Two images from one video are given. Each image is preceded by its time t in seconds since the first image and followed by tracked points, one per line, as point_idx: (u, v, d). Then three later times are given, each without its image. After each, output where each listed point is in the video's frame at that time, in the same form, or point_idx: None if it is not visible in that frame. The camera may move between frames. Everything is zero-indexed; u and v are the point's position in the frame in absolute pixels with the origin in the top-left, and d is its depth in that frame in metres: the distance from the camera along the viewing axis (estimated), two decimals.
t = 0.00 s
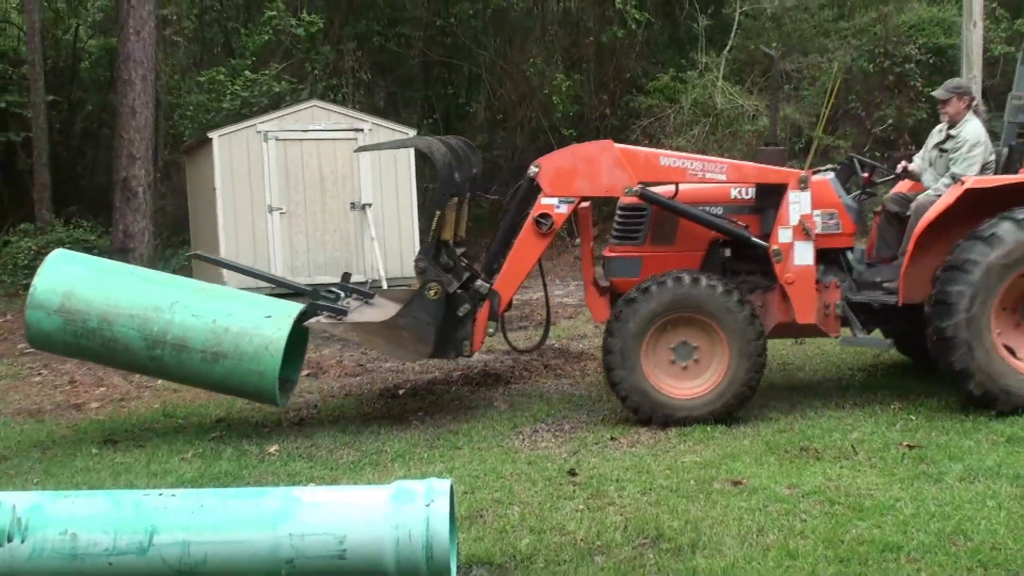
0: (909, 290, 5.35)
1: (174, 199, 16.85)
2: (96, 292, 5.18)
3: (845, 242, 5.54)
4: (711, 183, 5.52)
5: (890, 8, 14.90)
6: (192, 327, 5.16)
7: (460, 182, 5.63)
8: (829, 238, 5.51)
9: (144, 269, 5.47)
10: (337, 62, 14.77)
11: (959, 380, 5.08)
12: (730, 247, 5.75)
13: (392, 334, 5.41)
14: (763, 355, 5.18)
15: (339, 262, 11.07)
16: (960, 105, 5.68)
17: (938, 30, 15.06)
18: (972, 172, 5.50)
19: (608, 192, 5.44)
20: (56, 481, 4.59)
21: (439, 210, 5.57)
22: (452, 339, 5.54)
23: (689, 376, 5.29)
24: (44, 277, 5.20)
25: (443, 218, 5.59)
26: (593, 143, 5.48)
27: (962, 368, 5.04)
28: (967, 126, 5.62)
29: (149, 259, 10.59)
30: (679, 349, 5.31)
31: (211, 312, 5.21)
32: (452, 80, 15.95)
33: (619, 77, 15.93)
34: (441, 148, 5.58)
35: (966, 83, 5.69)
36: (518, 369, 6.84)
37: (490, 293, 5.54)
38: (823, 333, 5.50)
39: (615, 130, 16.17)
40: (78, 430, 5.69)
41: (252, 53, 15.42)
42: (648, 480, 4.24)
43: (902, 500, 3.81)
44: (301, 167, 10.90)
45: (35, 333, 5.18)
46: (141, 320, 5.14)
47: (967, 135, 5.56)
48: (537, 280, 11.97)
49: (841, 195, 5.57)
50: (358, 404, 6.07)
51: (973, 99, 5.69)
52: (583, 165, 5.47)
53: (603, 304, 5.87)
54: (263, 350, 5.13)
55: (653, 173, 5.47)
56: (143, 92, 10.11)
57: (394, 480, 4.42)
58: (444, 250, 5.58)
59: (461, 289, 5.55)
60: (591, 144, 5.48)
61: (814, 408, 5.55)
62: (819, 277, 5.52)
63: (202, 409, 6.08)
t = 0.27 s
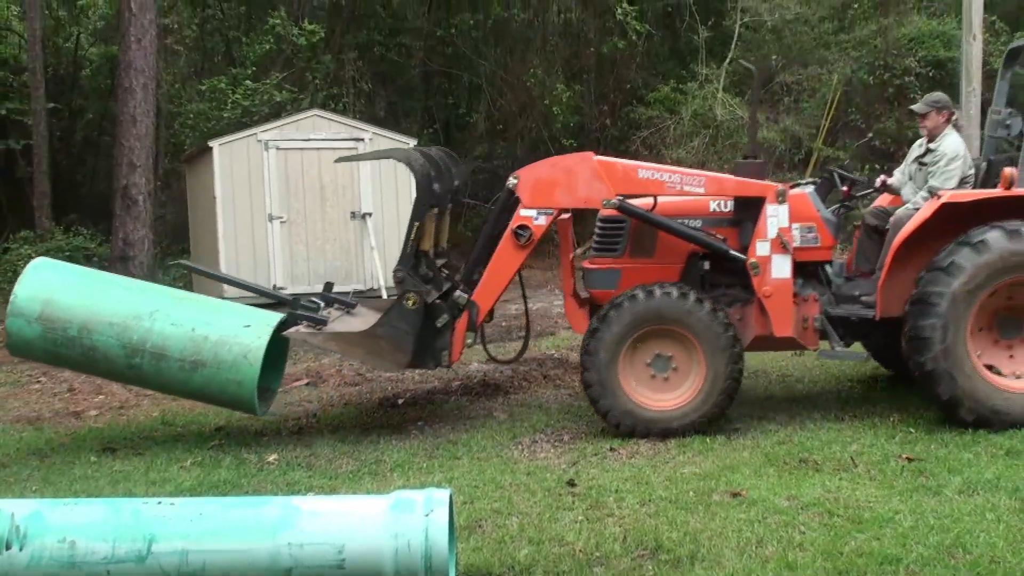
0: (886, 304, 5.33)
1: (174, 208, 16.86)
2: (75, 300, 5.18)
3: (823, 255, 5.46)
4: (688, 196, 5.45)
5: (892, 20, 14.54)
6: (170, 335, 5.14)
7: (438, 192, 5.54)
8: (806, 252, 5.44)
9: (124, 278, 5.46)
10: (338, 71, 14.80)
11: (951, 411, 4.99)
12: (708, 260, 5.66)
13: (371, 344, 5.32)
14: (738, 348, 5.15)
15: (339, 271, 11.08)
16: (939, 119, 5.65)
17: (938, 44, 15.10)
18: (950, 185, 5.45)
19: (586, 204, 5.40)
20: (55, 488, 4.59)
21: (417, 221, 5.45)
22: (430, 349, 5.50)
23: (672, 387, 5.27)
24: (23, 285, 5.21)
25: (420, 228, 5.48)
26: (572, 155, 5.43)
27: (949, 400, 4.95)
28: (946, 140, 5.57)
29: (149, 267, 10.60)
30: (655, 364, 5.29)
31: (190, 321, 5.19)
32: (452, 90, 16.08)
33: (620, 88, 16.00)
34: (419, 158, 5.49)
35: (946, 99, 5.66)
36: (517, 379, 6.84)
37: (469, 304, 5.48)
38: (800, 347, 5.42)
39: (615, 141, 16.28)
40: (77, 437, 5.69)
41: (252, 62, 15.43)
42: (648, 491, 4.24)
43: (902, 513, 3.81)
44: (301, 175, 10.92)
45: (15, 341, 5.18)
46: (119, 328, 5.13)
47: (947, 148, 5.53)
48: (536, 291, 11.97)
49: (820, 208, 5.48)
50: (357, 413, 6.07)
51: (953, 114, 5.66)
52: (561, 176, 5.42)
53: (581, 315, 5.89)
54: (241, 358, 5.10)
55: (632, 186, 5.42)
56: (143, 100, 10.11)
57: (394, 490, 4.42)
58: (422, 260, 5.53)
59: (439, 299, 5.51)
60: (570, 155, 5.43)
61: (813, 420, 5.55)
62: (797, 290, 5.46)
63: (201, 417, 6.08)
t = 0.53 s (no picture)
0: (865, 317, 5.29)
1: (176, 220, 16.87)
2: (57, 313, 5.19)
3: (805, 268, 5.44)
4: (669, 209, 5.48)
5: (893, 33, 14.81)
6: (151, 348, 5.14)
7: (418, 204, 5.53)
8: (786, 265, 5.43)
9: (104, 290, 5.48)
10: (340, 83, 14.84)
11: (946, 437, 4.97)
12: (690, 272, 5.68)
13: (350, 356, 5.35)
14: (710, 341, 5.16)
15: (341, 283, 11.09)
16: (921, 133, 5.62)
17: (938, 57, 15.04)
18: (931, 198, 5.40)
19: (567, 217, 5.43)
20: (55, 499, 4.58)
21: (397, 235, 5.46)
22: (411, 361, 5.50)
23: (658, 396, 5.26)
24: (5, 297, 5.21)
25: (400, 241, 5.48)
26: (553, 168, 5.49)
27: (942, 427, 4.93)
28: (926, 152, 5.53)
29: (150, 278, 10.60)
30: (635, 380, 5.29)
31: (172, 335, 5.20)
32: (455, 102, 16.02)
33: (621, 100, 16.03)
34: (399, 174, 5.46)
35: (928, 112, 5.61)
36: (517, 391, 6.83)
37: (450, 316, 5.54)
38: (781, 359, 5.43)
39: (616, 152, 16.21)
40: (78, 448, 5.68)
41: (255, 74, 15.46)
42: (649, 504, 4.23)
43: (903, 526, 3.80)
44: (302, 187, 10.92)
45: None
46: (101, 341, 5.14)
47: (926, 162, 5.47)
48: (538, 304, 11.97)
49: (801, 221, 5.47)
50: (358, 425, 6.07)
51: (935, 127, 5.61)
52: (542, 190, 5.48)
53: (563, 328, 5.85)
54: (221, 371, 5.09)
55: (612, 199, 5.45)
56: (145, 111, 10.12)
57: (395, 502, 4.41)
58: (404, 273, 5.54)
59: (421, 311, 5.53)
60: (551, 169, 5.49)
61: (814, 432, 5.54)
62: (777, 303, 5.43)
63: (203, 428, 6.08)
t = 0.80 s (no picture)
0: (847, 328, 5.31)
1: (180, 230, 16.89)
2: (39, 325, 5.19)
3: (787, 279, 5.48)
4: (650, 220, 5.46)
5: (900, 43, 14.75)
6: (134, 359, 5.15)
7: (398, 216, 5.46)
8: (768, 276, 5.47)
9: (85, 301, 5.49)
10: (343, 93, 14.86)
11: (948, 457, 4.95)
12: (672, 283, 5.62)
13: (334, 368, 5.30)
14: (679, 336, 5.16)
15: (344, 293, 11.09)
16: (904, 144, 5.51)
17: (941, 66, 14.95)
18: (912, 209, 5.34)
19: (548, 229, 5.37)
20: (59, 509, 4.58)
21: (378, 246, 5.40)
22: (394, 373, 5.47)
23: (643, 402, 5.24)
24: None
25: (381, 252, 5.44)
26: (534, 180, 5.43)
27: (941, 449, 4.91)
28: (910, 165, 5.45)
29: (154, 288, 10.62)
30: (617, 394, 5.27)
31: (154, 346, 5.20)
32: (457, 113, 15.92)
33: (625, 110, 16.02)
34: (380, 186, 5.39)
35: (909, 124, 5.52)
36: (521, 402, 6.83)
37: (432, 328, 5.48)
38: (764, 370, 5.40)
39: (620, 164, 15.96)
40: (81, 458, 5.69)
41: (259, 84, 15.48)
42: (652, 514, 4.23)
43: (907, 537, 3.79)
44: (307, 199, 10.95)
45: None
46: (84, 353, 5.14)
47: (908, 172, 5.41)
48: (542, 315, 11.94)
49: (783, 232, 5.50)
50: (362, 435, 6.07)
51: (917, 139, 5.52)
52: (523, 203, 5.42)
53: (547, 339, 5.79)
54: (203, 382, 5.09)
55: (593, 211, 5.42)
56: (150, 122, 10.14)
57: (399, 512, 4.40)
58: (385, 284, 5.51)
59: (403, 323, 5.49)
60: (532, 181, 5.43)
61: (818, 442, 5.53)
62: (759, 314, 5.45)
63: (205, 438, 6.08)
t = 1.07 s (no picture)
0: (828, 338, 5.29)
1: (185, 238, 16.92)
2: (21, 333, 5.13)
3: (769, 289, 5.44)
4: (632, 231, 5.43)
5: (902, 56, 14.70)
6: (118, 368, 5.12)
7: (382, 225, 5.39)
8: (751, 286, 5.43)
9: (65, 310, 5.44)
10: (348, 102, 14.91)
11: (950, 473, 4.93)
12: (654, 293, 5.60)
13: (315, 377, 5.25)
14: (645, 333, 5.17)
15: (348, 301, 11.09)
16: (888, 155, 5.51)
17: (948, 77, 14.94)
18: (894, 221, 5.32)
19: (530, 239, 5.35)
20: (62, 518, 4.57)
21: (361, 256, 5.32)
22: (376, 382, 5.41)
23: (625, 405, 5.22)
24: None
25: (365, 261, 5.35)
26: (515, 190, 5.40)
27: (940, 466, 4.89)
28: (894, 176, 5.42)
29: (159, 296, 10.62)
30: (597, 404, 5.25)
31: (137, 355, 5.18)
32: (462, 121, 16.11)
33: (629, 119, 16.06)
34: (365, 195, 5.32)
35: (893, 134, 5.52)
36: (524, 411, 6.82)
37: (414, 337, 5.45)
38: (747, 381, 5.35)
39: (624, 173, 16.04)
40: (84, 466, 5.68)
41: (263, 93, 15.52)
42: (656, 523, 4.22)
43: (911, 548, 3.79)
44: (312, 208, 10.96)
45: None
46: (68, 362, 5.09)
47: (892, 183, 5.38)
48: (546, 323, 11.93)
49: (765, 243, 5.47)
50: (365, 443, 6.06)
51: (900, 149, 5.51)
52: (505, 213, 5.39)
53: (530, 348, 5.80)
54: (187, 392, 5.07)
55: (575, 221, 5.36)
56: (154, 130, 10.16)
57: (402, 521, 4.40)
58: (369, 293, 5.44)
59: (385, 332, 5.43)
60: (514, 191, 5.40)
61: (822, 451, 5.52)
62: (741, 324, 5.37)
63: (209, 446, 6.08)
